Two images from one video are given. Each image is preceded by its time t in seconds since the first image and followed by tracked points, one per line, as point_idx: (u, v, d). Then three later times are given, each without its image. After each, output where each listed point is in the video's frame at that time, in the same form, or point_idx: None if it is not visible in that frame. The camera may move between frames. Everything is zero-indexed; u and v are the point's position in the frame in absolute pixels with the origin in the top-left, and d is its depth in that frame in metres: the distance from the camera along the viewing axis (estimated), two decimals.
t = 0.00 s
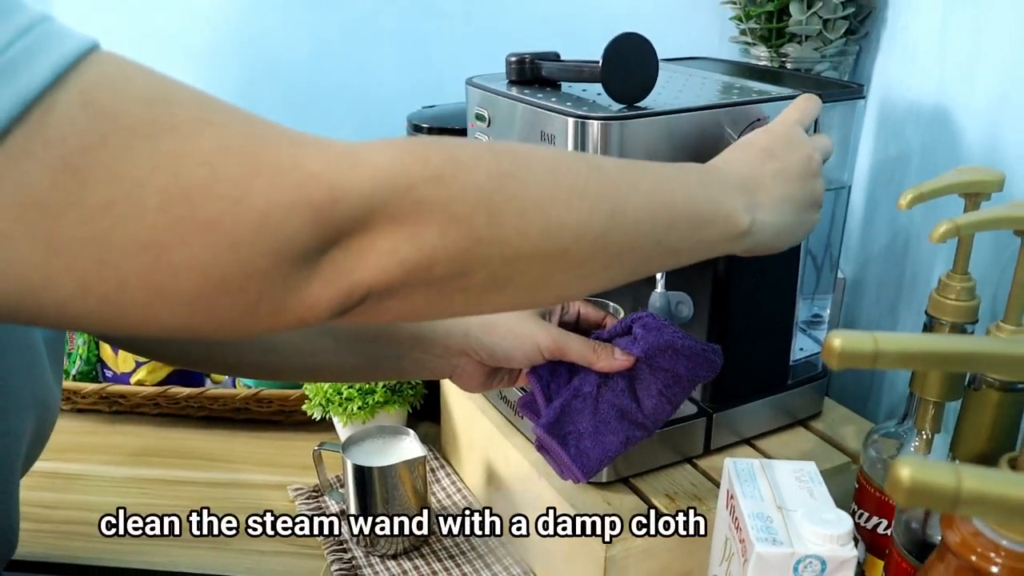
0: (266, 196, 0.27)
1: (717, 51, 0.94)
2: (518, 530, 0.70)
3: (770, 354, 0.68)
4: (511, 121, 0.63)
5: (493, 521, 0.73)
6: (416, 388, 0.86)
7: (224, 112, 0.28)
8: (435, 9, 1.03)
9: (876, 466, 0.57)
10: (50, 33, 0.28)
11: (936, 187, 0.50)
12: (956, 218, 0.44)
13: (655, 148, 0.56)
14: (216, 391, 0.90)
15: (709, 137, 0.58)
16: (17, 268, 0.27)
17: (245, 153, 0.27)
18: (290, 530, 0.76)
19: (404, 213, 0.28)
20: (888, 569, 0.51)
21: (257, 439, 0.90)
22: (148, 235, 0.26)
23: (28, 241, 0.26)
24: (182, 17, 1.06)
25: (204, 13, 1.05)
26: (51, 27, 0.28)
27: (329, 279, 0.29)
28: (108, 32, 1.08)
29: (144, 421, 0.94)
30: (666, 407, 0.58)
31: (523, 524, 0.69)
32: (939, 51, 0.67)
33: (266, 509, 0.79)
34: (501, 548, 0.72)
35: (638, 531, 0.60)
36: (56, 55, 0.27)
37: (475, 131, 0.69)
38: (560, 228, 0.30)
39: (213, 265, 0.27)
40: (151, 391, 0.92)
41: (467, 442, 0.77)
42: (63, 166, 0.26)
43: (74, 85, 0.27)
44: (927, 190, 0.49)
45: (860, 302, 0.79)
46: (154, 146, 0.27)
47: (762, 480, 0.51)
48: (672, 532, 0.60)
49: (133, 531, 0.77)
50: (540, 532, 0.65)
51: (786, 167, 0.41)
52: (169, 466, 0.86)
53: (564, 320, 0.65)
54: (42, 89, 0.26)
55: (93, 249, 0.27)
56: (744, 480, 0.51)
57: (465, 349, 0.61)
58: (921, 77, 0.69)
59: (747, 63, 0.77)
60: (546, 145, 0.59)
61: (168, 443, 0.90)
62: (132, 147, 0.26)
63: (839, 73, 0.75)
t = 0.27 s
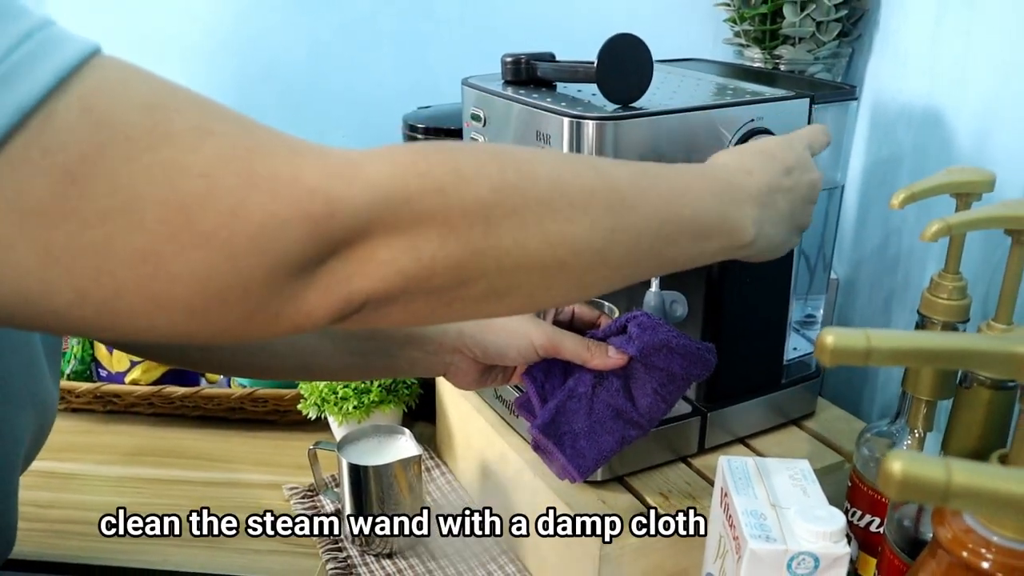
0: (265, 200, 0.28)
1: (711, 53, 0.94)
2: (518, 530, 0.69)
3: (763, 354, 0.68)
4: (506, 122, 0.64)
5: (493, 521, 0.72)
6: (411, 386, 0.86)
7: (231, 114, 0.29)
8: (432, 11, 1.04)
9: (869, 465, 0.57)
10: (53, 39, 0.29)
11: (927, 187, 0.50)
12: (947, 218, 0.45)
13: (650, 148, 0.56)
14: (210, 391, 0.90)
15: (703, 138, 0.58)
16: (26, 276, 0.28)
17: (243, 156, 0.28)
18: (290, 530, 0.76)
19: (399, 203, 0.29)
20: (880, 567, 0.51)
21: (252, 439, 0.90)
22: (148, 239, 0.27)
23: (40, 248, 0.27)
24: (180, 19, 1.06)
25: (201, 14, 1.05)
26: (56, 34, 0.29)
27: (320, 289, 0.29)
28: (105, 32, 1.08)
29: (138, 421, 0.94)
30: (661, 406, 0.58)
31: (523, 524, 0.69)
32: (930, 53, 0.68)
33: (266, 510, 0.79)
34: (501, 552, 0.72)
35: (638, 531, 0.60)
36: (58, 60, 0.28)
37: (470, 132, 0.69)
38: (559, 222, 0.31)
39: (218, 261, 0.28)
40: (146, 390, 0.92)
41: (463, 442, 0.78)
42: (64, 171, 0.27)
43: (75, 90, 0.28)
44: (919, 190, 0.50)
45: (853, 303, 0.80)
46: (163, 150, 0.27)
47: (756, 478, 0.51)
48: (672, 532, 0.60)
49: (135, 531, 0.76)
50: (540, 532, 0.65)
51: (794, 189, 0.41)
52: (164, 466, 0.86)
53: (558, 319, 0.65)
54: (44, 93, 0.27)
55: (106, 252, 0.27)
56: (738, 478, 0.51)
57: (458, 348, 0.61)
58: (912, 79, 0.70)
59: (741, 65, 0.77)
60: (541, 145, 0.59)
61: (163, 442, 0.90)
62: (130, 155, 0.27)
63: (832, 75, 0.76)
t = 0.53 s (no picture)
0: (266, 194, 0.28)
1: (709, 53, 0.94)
2: (518, 530, 0.69)
3: (760, 354, 0.68)
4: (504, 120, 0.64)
5: (493, 521, 0.72)
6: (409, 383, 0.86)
7: (251, 101, 0.30)
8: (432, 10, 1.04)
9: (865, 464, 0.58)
10: (83, 23, 0.30)
11: (924, 187, 0.50)
12: (944, 218, 0.45)
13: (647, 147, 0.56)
14: (207, 390, 0.90)
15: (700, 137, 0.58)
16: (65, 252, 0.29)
17: (244, 151, 0.28)
18: (290, 530, 0.76)
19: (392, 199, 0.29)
20: (876, 566, 0.51)
21: (249, 438, 0.90)
22: (176, 221, 0.28)
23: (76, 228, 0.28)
24: (180, 17, 1.06)
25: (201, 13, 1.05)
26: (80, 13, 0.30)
27: (345, 257, 0.31)
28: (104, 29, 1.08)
29: (135, 420, 0.94)
30: (664, 405, 0.58)
31: (523, 525, 0.68)
32: (927, 53, 0.68)
33: (266, 509, 0.79)
34: (500, 552, 0.71)
35: (638, 531, 0.60)
36: (94, 40, 0.29)
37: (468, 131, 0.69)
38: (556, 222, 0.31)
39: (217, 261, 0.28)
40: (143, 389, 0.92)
41: (460, 441, 0.78)
42: (109, 150, 0.28)
43: (113, 67, 0.29)
44: (916, 189, 0.50)
45: (850, 303, 0.80)
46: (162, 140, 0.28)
47: (752, 477, 0.51)
48: (672, 532, 0.60)
49: (135, 531, 0.76)
50: (540, 532, 0.64)
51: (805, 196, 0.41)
52: (161, 465, 0.86)
53: (559, 318, 0.65)
54: (84, 73, 0.28)
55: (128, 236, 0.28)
56: (735, 478, 0.51)
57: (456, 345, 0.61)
58: (910, 79, 0.70)
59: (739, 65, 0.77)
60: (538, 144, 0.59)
61: (160, 441, 0.90)
62: (172, 131, 0.28)
63: (830, 76, 0.76)
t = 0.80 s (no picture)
0: (280, 223, 0.27)
1: (711, 54, 0.95)
2: (518, 530, 0.70)
3: (763, 353, 0.68)
4: (508, 122, 0.64)
5: (493, 521, 0.73)
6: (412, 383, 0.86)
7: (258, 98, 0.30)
8: (434, 11, 1.04)
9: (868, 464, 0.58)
10: (83, 52, 0.28)
11: (927, 186, 0.50)
12: (946, 217, 0.45)
13: (651, 148, 0.57)
14: (211, 390, 0.90)
15: (704, 138, 0.58)
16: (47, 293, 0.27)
17: (255, 162, 0.28)
18: (290, 530, 0.77)
19: (410, 201, 0.29)
20: (878, 565, 0.51)
21: (252, 438, 0.91)
22: (166, 256, 0.27)
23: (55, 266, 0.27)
24: (184, 19, 1.06)
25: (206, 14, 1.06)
26: (85, 47, 0.28)
27: (337, 308, 0.29)
28: (107, 30, 1.08)
29: (139, 420, 0.95)
30: (664, 404, 0.59)
31: (523, 524, 0.69)
32: (929, 55, 0.68)
33: (266, 509, 0.79)
34: (503, 553, 0.71)
35: (638, 531, 0.60)
36: (86, 78, 0.27)
37: (472, 132, 0.70)
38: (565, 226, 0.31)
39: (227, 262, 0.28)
40: (147, 388, 0.92)
41: (463, 440, 0.78)
42: (92, 184, 0.26)
43: (102, 106, 0.27)
44: (918, 189, 0.50)
45: (852, 303, 0.80)
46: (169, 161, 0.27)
47: (755, 476, 0.51)
48: (671, 532, 0.60)
49: (134, 531, 0.76)
50: (540, 532, 0.65)
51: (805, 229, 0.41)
52: (164, 464, 0.86)
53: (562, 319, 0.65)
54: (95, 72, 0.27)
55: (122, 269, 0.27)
56: (738, 476, 0.51)
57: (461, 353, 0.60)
58: (912, 81, 0.70)
59: (742, 66, 0.78)
60: (542, 145, 0.60)
61: (164, 441, 0.90)
62: (156, 172, 0.27)
63: (832, 77, 0.76)
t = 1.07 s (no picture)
0: (295, 222, 0.28)
1: (715, 56, 0.95)
2: (518, 530, 0.71)
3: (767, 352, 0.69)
4: (514, 122, 0.65)
5: (493, 521, 0.73)
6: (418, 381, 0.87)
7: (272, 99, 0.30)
8: (439, 13, 1.04)
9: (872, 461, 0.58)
10: (119, 58, 0.29)
11: (930, 186, 0.51)
12: (948, 216, 0.45)
13: (656, 148, 0.57)
14: (218, 389, 0.90)
15: (709, 138, 0.59)
16: (81, 294, 0.28)
17: (281, 162, 0.29)
18: (290, 530, 0.77)
19: (423, 201, 0.29)
20: (883, 561, 0.52)
21: (259, 437, 0.91)
22: (191, 255, 0.27)
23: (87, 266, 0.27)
24: (191, 20, 1.07)
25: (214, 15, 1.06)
26: (121, 53, 0.29)
27: (361, 300, 0.30)
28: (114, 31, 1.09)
29: (147, 418, 0.95)
30: (671, 403, 0.59)
31: (523, 524, 0.70)
32: (932, 56, 0.68)
33: (266, 510, 0.79)
34: (510, 549, 0.72)
35: (638, 531, 0.60)
36: (121, 85, 0.28)
37: (478, 132, 0.70)
38: (579, 221, 0.31)
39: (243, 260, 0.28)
40: (154, 387, 0.93)
41: (469, 439, 0.78)
42: (118, 187, 0.27)
43: (137, 112, 0.28)
44: (921, 188, 0.50)
45: (856, 303, 0.81)
46: (198, 161, 0.27)
47: (760, 473, 0.52)
48: (671, 532, 0.60)
49: (134, 531, 0.77)
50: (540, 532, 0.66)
51: (805, 210, 0.43)
52: (172, 463, 0.87)
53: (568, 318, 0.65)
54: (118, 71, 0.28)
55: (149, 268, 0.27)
56: (743, 473, 0.52)
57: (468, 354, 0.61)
58: (915, 82, 0.70)
59: (746, 67, 0.78)
60: (549, 144, 0.60)
61: (172, 440, 0.91)
62: (188, 175, 0.27)
63: (836, 78, 0.77)
